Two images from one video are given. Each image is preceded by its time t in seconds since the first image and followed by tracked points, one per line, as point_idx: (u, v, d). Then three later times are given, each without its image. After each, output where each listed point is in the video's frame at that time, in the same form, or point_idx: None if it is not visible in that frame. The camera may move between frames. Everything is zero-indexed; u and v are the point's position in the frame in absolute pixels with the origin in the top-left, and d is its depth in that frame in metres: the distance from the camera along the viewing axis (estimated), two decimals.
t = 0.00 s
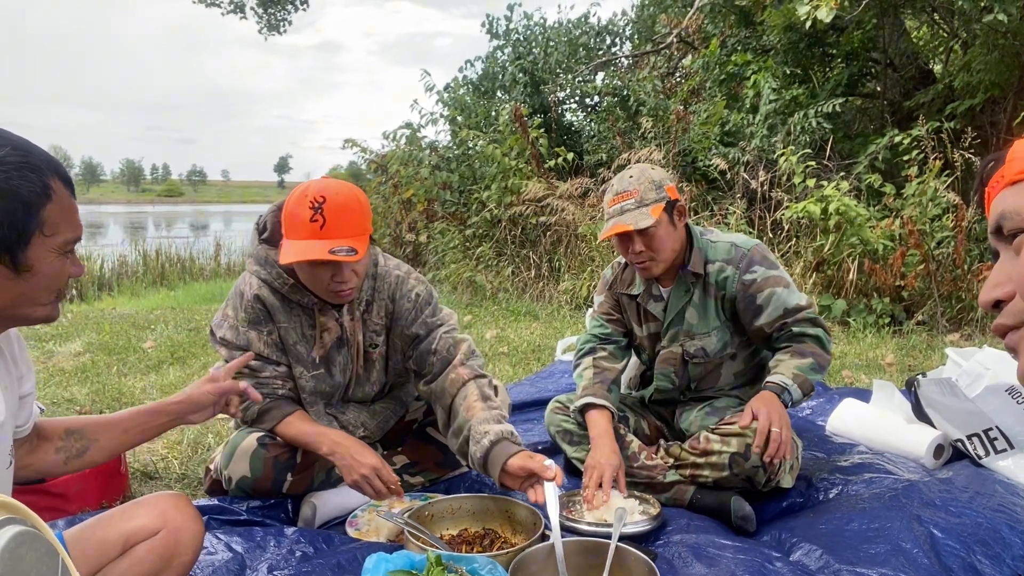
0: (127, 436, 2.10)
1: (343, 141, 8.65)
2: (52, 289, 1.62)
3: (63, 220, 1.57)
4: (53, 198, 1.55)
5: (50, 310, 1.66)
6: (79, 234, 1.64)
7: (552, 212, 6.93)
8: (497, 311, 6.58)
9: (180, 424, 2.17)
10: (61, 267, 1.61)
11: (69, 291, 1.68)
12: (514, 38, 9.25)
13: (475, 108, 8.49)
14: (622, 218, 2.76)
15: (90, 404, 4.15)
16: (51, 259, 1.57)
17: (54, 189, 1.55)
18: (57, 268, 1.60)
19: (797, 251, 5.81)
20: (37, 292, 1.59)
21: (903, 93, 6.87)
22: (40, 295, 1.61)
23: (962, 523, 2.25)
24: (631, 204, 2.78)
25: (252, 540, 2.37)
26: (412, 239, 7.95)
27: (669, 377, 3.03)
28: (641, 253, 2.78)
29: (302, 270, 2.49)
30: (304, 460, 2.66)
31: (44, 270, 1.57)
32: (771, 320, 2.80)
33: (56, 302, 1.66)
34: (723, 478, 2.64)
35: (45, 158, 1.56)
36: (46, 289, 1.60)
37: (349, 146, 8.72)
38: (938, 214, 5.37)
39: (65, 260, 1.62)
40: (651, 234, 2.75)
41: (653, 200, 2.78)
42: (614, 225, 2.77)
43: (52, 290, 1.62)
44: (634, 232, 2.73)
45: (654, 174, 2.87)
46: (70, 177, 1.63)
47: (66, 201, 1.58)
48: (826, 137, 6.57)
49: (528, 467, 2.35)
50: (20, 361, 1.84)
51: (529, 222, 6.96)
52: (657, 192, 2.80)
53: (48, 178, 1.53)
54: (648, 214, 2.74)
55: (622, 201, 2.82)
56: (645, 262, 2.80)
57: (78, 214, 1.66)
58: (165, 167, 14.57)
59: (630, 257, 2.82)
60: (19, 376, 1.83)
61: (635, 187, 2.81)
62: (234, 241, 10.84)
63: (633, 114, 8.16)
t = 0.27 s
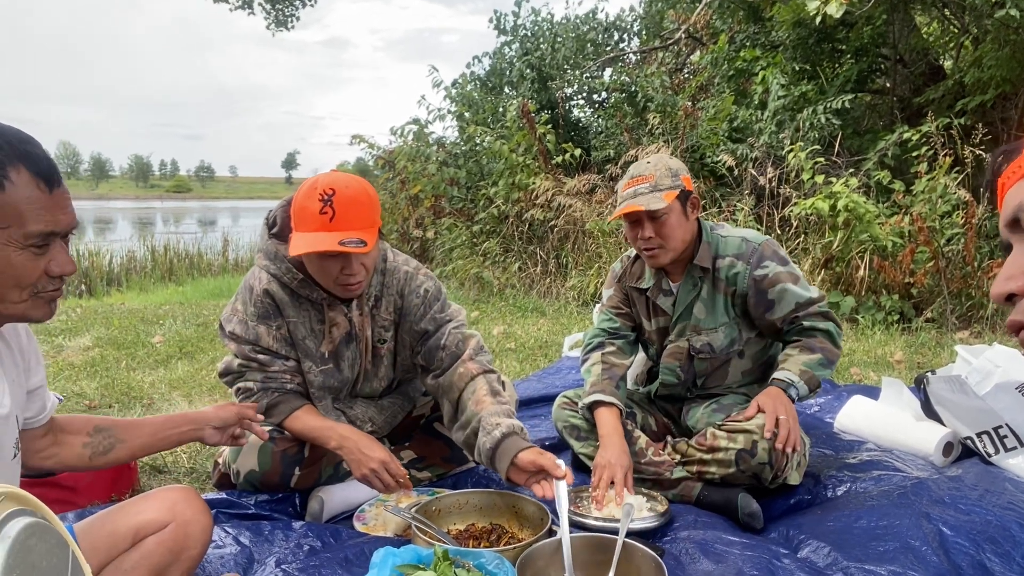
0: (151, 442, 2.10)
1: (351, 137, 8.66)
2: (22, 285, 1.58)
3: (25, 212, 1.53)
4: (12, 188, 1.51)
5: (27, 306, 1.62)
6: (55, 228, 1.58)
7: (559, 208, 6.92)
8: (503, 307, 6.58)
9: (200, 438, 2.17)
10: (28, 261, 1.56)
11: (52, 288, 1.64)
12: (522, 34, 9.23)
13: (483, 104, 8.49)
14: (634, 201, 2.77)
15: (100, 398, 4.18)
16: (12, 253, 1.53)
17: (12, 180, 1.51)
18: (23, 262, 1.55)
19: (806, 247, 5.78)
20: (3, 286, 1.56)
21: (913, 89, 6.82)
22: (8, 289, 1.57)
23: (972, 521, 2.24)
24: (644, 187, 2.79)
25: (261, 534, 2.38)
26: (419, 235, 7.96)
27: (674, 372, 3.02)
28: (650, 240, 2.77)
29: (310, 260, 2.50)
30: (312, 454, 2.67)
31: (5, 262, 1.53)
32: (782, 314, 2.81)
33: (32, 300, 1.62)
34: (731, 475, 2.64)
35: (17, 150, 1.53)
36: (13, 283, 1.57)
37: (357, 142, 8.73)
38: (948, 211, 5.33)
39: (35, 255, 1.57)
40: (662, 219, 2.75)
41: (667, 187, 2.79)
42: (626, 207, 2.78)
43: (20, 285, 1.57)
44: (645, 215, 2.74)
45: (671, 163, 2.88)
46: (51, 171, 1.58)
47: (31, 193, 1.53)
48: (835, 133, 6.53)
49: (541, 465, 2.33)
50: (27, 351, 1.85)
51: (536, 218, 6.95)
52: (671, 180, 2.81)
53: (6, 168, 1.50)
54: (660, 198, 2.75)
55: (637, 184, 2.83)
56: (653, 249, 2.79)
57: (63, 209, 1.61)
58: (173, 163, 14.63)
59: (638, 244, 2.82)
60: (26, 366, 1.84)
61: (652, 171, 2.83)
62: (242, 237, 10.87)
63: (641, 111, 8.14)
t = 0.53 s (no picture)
0: (165, 438, 2.10)
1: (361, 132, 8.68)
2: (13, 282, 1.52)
3: (15, 206, 1.47)
4: (4, 182, 1.46)
5: (24, 303, 1.57)
6: (51, 223, 1.52)
7: (569, 203, 6.91)
8: (513, 303, 6.58)
9: (220, 436, 2.15)
10: (20, 257, 1.50)
11: (50, 285, 1.58)
12: (533, 29, 9.22)
13: (493, 98, 8.48)
14: (643, 197, 2.74)
15: (112, 390, 4.21)
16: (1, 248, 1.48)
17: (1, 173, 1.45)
18: (15, 258, 1.50)
19: (817, 244, 5.74)
20: None
21: (927, 84, 6.76)
22: None
23: (983, 519, 2.22)
24: (654, 184, 2.76)
25: (270, 526, 2.39)
26: (429, 230, 7.97)
27: (685, 369, 3.00)
28: (661, 237, 2.76)
29: (319, 247, 2.50)
30: (321, 448, 2.68)
31: None
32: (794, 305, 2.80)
33: (26, 297, 1.56)
34: (740, 472, 2.63)
35: (11, 143, 1.48)
36: (5, 280, 1.52)
37: (367, 137, 8.74)
38: (962, 207, 5.28)
39: (30, 251, 1.51)
40: (672, 216, 2.73)
41: (677, 183, 2.76)
42: (636, 204, 2.75)
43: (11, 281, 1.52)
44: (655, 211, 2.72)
45: (680, 160, 2.86)
46: (48, 165, 1.52)
47: (22, 187, 1.48)
48: (847, 128, 6.47)
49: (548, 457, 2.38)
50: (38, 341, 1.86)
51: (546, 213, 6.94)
52: (681, 177, 2.79)
53: None
54: (671, 194, 2.72)
55: (647, 180, 2.80)
56: (664, 246, 2.78)
57: (62, 204, 1.55)
58: (185, 158, 14.70)
59: (648, 241, 2.80)
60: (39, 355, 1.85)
61: (662, 167, 2.80)
62: (254, 232, 10.92)
63: (652, 106, 8.10)
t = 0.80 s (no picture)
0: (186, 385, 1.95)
1: (374, 125, 8.71)
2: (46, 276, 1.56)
3: (49, 203, 1.51)
4: (39, 179, 1.50)
5: (50, 297, 1.60)
6: (82, 222, 1.56)
7: (582, 197, 6.91)
8: (525, 296, 6.60)
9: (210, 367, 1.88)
10: (49, 252, 1.54)
11: (79, 281, 1.62)
12: (546, 22, 9.20)
13: (506, 92, 8.49)
14: (657, 213, 2.73)
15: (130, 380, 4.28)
16: (31, 243, 1.52)
17: (36, 170, 1.50)
18: (44, 253, 1.54)
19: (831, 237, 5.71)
20: (27, 277, 1.55)
21: (944, 77, 6.68)
22: (32, 280, 1.56)
23: (991, 513, 2.23)
24: (666, 195, 2.76)
25: (284, 513, 2.44)
26: (442, 223, 8.01)
27: (697, 362, 3.01)
28: (675, 245, 2.75)
29: (335, 236, 2.54)
30: (334, 438, 2.72)
31: (24, 253, 1.52)
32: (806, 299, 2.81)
33: (55, 290, 1.59)
34: (749, 464, 2.64)
35: (48, 142, 1.53)
36: (34, 274, 1.55)
37: (380, 130, 8.78)
38: (978, 201, 5.22)
39: (59, 247, 1.55)
40: (686, 225, 2.72)
41: (689, 194, 2.75)
42: (649, 217, 2.74)
43: (43, 276, 1.56)
44: (669, 226, 2.71)
45: (688, 164, 2.84)
46: (82, 165, 1.56)
47: (56, 184, 1.52)
48: (863, 121, 6.42)
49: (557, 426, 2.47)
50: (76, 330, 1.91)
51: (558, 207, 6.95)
52: (693, 185, 2.77)
53: (33, 158, 1.49)
54: (683, 207, 2.72)
55: (657, 192, 2.79)
56: (679, 254, 2.78)
57: (94, 204, 1.59)
58: (201, 152, 14.81)
59: (662, 249, 2.80)
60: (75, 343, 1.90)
61: (671, 176, 2.78)
62: (269, 225, 11.01)
63: (666, 99, 8.07)
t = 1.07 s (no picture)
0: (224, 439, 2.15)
1: (387, 120, 8.75)
2: (73, 300, 1.56)
3: (101, 238, 1.51)
4: (101, 215, 1.50)
5: (72, 319, 1.60)
6: (126, 259, 1.57)
7: (593, 192, 6.91)
8: (536, 291, 6.62)
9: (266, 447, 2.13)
10: (86, 282, 1.54)
11: (102, 309, 1.62)
12: (559, 16, 9.19)
13: (518, 87, 8.50)
14: (675, 199, 2.73)
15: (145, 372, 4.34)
16: (72, 269, 1.51)
17: (99, 207, 1.49)
18: (80, 280, 1.53)
19: (844, 233, 5.68)
20: (56, 295, 1.54)
21: (961, 72, 6.61)
22: (59, 300, 1.55)
23: (999, 508, 2.23)
24: (684, 182, 2.75)
25: (296, 503, 2.48)
26: (453, 218, 8.04)
27: (708, 357, 3.02)
28: (691, 235, 2.75)
29: (347, 228, 2.56)
30: (345, 429, 2.76)
31: (62, 275, 1.51)
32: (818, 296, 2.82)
33: (79, 314, 1.59)
34: (757, 459, 2.65)
35: (116, 181, 1.53)
36: (64, 296, 1.54)
37: (393, 125, 8.81)
38: (993, 196, 5.18)
39: (95, 278, 1.55)
40: (703, 215, 2.73)
41: (708, 182, 2.75)
42: (666, 204, 2.74)
43: (72, 299, 1.55)
44: (687, 213, 2.72)
45: (709, 155, 2.84)
46: (141, 207, 1.57)
47: (113, 224, 1.52)
48: (877, 116, 6.38)
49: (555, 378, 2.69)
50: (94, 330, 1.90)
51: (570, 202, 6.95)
52: (712, 174, 2.77)
53: (101, 195, 1.50)
54: (702, 195, 2.71)
55: (675, 179, 2.78)
56: (694, 245, 2.78)
57: (140, 243, 1.59)
58: (215, 146, 14.91)
59: (678, 238, 2.80)
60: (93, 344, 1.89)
61: (691, 165, 2.78)
62: (282, 219, 11.08)
63: (678, 93, 8.04)
